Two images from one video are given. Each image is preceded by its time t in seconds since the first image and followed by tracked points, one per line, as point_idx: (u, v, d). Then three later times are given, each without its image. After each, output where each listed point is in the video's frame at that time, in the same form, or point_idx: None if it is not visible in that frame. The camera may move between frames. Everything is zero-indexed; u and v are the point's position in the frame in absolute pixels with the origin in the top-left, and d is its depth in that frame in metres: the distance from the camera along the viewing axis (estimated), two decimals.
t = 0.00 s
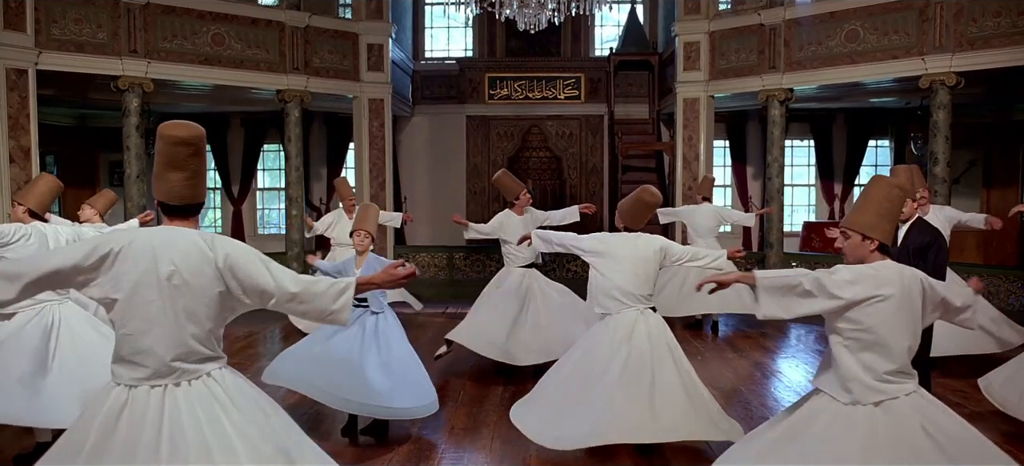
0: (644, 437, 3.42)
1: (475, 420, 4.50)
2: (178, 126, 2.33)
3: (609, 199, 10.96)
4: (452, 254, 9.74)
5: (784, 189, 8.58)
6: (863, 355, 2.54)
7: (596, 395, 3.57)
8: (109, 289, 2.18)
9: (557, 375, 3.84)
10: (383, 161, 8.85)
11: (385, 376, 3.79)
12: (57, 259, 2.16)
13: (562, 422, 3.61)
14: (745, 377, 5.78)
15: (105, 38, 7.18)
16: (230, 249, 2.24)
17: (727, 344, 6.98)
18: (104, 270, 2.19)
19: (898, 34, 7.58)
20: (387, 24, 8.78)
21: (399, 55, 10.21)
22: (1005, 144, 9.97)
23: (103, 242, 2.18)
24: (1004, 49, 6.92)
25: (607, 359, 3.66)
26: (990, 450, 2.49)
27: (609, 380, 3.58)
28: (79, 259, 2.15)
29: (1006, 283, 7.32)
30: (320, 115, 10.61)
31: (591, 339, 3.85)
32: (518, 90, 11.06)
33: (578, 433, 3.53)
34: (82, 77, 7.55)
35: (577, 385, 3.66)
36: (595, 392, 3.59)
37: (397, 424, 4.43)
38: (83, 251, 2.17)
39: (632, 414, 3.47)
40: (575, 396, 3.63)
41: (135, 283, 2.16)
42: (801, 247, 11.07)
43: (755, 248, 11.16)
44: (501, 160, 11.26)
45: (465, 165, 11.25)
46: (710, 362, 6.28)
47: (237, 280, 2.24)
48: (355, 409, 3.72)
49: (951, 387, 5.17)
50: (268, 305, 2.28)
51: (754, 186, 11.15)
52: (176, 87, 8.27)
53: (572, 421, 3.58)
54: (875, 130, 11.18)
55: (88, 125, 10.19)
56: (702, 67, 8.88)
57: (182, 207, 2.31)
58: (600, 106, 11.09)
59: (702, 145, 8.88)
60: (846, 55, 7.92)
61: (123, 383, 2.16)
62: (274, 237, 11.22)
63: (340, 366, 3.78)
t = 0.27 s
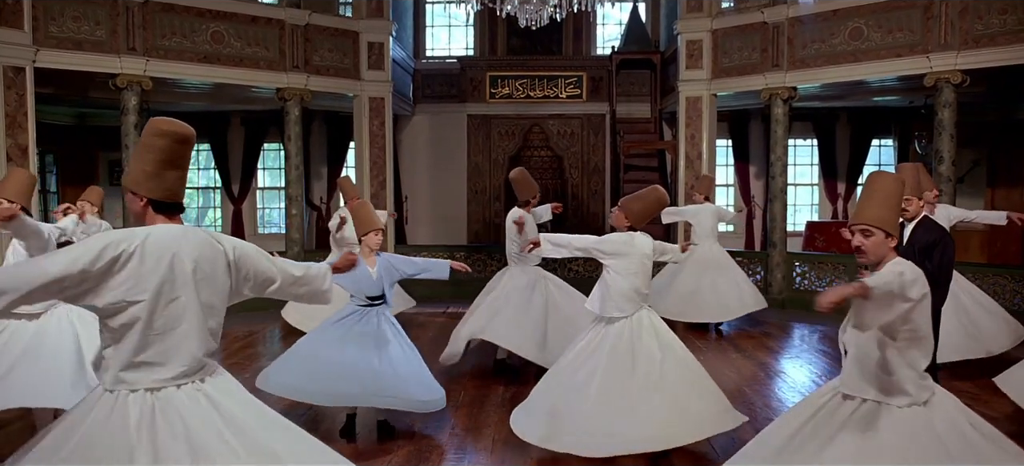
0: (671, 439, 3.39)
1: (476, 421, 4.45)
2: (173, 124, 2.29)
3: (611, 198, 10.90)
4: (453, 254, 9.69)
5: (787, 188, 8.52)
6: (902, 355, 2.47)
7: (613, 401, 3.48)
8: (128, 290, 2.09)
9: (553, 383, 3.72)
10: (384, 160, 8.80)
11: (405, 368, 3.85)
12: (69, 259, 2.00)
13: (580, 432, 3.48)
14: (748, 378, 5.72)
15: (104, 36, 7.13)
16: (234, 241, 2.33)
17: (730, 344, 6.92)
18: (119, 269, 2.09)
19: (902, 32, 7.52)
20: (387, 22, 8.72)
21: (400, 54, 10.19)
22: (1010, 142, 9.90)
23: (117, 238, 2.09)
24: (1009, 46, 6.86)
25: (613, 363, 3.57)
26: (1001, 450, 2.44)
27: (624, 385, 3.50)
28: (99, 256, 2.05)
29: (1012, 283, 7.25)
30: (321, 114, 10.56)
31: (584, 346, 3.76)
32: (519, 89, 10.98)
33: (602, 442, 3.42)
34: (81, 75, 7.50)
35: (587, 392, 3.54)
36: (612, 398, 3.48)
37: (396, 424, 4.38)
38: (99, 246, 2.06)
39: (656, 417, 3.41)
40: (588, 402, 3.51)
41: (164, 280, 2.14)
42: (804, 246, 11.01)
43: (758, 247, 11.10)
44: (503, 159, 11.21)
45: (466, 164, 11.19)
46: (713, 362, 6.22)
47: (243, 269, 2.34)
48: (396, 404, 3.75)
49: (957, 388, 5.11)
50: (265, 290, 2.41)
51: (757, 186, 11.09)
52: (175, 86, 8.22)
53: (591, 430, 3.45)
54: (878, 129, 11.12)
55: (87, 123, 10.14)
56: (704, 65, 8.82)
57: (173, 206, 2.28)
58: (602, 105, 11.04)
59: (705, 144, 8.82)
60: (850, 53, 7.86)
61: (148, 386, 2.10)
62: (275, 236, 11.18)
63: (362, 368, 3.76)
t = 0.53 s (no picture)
0: (692, 441, 3.42)
1: (475, 422, 4.42)
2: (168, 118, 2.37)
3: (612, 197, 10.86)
4: (453, 253, 9.64)
5: (789, 187, 8.47)
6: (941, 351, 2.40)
7: (637, 404, 3.41)
8: (169, 280, 2.21)
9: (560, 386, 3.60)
10: (384, 159, 8.75)
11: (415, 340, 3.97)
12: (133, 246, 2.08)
13: (607, 437, 3.38)
14: (751, 378, 5.67)
15: (102, 34, 7.09)
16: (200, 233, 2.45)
17: (732, 344, 6.88)
18: (160, 256, 2.19)
19: (905, 30, 7.47)
20: (387, 21, 8.68)
21: (401, 52, 10.14)
22: (1013, 141, 9.86)
23: (155, 224, 2.19)
24: (1013, 44, 6.81)
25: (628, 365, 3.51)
26: (1011, 451, 2.39)
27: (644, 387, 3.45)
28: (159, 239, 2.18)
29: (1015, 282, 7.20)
30: (321, 113, 10.51)
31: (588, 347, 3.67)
32: (520, 89, 10.90)
33: (630, 445, 3.35)
34: (80, 73, 7.46)
35: (608, 394, 3.45)
36: (635, 400, 3.42)
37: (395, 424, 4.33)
38: (151, 229, 2.17)
39: (677, 418, 3.42)
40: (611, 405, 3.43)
41: (192, 267, 2.28)
42: (806, 245, 10.96)
43: (760, 247, 11.05)
44: (504, 158, 11.16)
45: (467, 163, 11.15)
46: (715, 362, 6.18)
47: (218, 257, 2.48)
48: (430, 377, 3.84)
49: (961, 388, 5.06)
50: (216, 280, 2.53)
51: (759, 185, 11.04)
52: (175, 85, 8.18)
53: (619, 434, 3.37)
54: (880, 128, 11.08)
55: (86, 123, 10.10)
56: (706, 64, 8.77)
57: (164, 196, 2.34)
58: (603, 104, 11.00)
59: (707, 143, 8.77)
60: (852, 51, 7.81)
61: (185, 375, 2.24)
62: (274, 236, 11.13)
63: (392, 346, 3.78)
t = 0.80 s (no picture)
0: (704, 440, 3.44)
1: (476, 421, 4.38)
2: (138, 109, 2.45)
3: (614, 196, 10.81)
4: (454, 252, 9.59)
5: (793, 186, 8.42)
6: (979, 346, 2.42)
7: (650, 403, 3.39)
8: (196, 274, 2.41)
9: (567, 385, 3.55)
10: (385, 158, 8.71)
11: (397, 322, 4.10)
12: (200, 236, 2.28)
13: (625, 437, 3.35)
14: (754, 377, 5.63)
15: (102, 32, 7.05)
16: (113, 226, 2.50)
17: (735, 343, 6.83)
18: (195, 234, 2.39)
19: (910, 27, 7.41)
20: (388, 18, 8.63)
21: (402, 50, 10.09)
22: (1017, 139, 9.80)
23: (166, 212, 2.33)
24: (1019, 41, 6.76)
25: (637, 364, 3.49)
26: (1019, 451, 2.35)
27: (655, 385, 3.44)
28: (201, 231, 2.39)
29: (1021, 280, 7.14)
30: (322, 112, 10.47)
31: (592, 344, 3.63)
32: (522, 87, 10.84)
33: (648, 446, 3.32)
34: (79, 72, 7.42)
35: (621, 393, 3.41)
36: (648, 400, 3.40)
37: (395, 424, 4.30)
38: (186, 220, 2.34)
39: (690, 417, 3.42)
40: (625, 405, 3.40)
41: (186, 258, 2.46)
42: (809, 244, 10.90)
43: (763, 246, 11.00)
44: (505, 157, 11.11)
45: (468, 162, 11.10)
46: (717, 361, 6.13)
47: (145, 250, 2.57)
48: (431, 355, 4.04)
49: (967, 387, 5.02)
50: (91, 267, 2.55)
51: (762, 184, 10.99)
52: (175, 83, 8.13)
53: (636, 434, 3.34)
54: (883, 126, 11.03)
55: (86, 122, 10.05)
56: (709, 61, 8.72)
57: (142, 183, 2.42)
58: (605, 102, 10.94)
59: (710, 141, 8.72)
60: (856, 49, 7.75)
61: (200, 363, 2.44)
62: (275, 235, 11.08)
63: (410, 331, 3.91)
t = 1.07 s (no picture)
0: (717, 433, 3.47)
1: (479, 423, 4.34)
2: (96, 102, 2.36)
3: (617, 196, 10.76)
4: (456, 252, 9.55)
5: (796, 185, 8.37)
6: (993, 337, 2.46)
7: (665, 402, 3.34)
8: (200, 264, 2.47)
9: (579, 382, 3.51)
10: (387, 157, 8.67)
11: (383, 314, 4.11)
12: (249, 226, 2.43)
13: (637, 436, 3.27)
14: (758, 377, 5.58)
15: (102, 31, 7.02)
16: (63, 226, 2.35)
17: (739, 344, 6.78)
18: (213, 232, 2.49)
19: (915, 25, 7.36)
20: (389, 17, 8.61)
21: (404, 49, 10.05)
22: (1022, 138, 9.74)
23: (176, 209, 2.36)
24: None
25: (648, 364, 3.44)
26: None
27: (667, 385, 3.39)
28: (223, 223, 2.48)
29: None
30: (324, 111, 10.43)
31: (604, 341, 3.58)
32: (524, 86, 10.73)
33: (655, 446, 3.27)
34: (79, 70, 7.39)
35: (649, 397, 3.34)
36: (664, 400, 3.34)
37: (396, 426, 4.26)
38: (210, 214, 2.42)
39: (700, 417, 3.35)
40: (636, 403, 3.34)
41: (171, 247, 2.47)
42: (813, 244, 10.85)
43: (766, 245, 10.95)
44: (508, 156, 11.07)
45: (470, 161, 11.06)
46: (721, 362, 6.09)
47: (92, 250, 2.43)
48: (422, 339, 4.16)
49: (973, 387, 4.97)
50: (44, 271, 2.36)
51: (765, 183, 10.94)
52: (176, 82, 8.10)
53: (646, 436, 3.28)
54: (887, 125, 10.97)
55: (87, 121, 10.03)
56: (712, 60, 8.68)
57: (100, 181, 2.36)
58: (608, 101, 10.90)
59: (713, 140, 8.67)
60: (861, 47, 7.70)
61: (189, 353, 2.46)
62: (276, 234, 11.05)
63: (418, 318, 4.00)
